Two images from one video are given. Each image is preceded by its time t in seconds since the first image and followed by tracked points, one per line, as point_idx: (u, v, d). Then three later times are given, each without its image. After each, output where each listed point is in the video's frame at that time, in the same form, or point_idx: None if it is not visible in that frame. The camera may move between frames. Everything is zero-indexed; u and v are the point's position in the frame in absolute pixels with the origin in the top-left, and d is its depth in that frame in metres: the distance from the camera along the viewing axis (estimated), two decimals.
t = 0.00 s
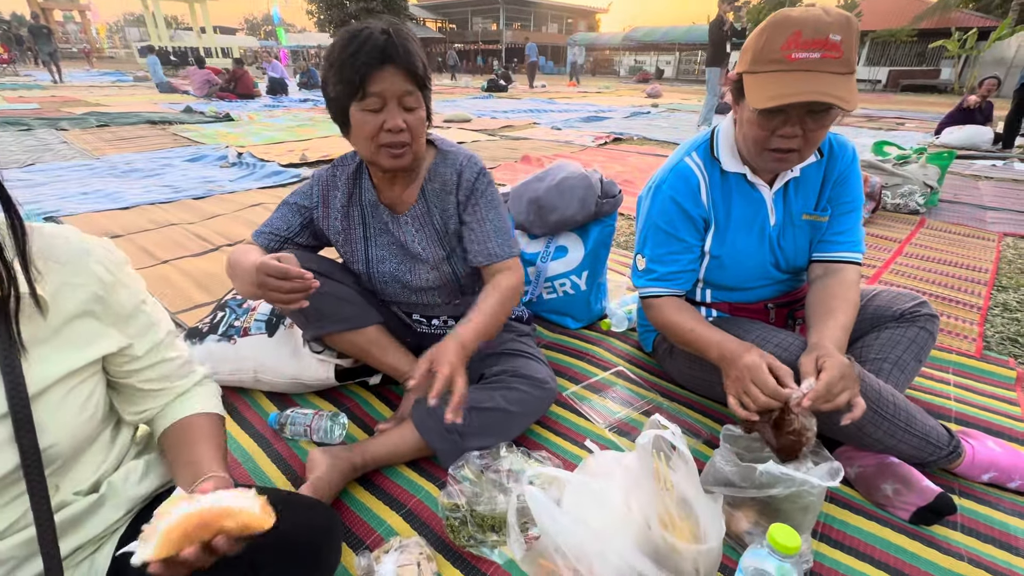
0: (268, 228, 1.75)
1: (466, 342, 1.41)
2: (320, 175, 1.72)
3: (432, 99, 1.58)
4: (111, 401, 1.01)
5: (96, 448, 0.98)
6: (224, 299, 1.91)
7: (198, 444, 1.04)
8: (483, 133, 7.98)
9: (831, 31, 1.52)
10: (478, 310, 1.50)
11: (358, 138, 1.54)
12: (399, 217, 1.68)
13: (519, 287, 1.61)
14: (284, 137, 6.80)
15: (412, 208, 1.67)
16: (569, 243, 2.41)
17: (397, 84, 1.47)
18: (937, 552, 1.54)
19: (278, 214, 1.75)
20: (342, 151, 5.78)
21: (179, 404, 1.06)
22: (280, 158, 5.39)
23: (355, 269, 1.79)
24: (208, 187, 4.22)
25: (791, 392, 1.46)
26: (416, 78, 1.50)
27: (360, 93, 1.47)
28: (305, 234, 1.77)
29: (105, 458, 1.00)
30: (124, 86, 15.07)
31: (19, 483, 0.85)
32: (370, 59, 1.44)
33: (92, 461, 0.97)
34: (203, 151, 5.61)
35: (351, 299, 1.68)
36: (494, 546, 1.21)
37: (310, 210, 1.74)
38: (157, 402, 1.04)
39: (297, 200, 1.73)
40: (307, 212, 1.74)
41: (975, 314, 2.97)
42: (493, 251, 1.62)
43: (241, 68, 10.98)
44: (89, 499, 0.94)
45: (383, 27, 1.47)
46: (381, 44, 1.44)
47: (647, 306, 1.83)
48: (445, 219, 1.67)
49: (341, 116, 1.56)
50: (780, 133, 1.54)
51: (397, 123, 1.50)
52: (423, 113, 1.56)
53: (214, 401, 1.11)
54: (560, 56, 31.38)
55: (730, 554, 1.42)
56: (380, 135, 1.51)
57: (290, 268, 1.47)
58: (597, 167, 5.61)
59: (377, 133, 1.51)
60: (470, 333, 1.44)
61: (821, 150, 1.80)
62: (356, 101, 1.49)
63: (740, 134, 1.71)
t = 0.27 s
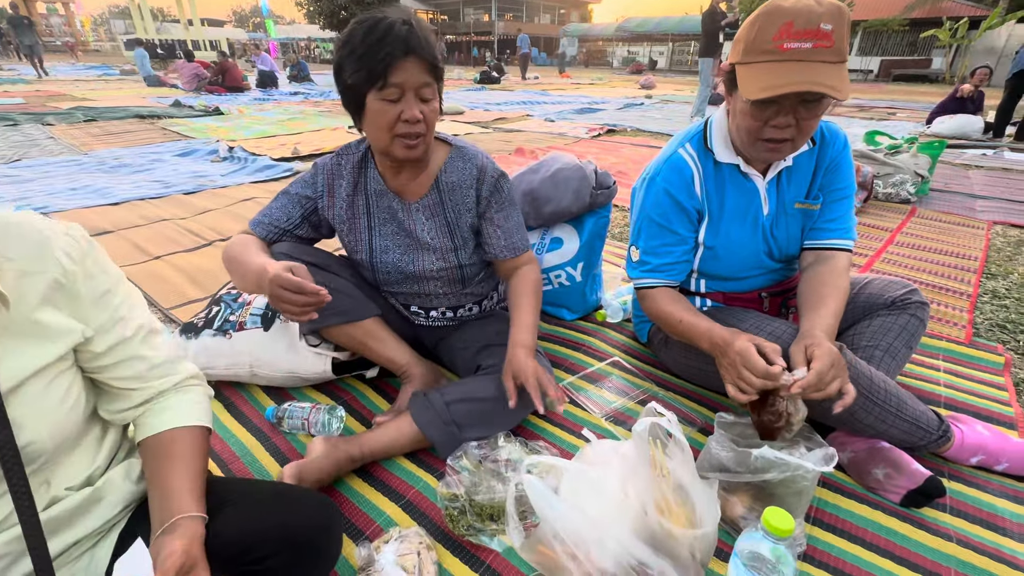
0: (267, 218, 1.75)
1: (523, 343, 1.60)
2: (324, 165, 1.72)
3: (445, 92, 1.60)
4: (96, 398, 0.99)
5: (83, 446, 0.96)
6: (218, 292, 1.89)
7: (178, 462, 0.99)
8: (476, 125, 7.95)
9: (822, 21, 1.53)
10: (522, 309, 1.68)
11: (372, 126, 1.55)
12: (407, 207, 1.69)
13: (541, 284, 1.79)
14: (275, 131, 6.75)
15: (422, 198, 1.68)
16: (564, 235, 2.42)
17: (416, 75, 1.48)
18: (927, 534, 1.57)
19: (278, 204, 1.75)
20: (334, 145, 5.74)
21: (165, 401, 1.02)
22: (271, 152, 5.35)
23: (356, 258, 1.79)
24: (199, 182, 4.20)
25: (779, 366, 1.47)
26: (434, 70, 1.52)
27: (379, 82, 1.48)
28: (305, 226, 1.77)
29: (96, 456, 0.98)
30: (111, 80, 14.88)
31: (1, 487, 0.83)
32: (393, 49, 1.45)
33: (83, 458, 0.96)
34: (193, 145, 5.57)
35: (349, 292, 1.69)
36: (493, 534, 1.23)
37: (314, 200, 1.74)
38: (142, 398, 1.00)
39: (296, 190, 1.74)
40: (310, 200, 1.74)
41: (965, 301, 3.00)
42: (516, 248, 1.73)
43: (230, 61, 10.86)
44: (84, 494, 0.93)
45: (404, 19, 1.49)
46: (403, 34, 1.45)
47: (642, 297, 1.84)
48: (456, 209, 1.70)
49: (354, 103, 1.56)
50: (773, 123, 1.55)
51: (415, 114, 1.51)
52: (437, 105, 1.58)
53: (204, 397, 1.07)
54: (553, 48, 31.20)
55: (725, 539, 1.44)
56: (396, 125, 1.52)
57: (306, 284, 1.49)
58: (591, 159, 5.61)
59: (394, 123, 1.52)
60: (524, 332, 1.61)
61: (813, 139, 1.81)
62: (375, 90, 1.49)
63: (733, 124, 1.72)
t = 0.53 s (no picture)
0: (243, 210, 1.68)
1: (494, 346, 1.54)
2: (306, 153, 1.67)
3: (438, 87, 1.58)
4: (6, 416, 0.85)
5: None
6: (187, 289, 1.85)
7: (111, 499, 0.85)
8: (459, 117, 7.88)
9: (799, 9, 1.51)
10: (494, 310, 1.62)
11: (361, 117, 1.53)
12: (389, 196, 1.67)
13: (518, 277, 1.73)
14: (253, 124, 6.63)
15: (404, 188, 1.67)
16: (544, 227, 2.39)
17: (412, 69, 1.46)
18: (904, 521, 1.58)
19: (255, 194, 1.68)
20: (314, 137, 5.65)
21: (76, 431, 0.83)
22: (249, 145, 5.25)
23: (334, 248, 1.76)
24: (174, 176, 4.09)
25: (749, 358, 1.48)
26: (429, 65, 1.50)
27: (374, 73, 1.45)
28: (284, 217, 1.71)
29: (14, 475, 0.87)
30: (84, 71, 14.50)
31: None
32: (390, 42, 1.43)
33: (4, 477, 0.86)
34: (168, 138, 5.44)
35: (325, 288, 1.66)
36: (470, 532, 1.22)
37: (296, 187, 1.68)
38: (44, 428, 0.82)
39: (275, 181, 1.67)
40: (290, 187, 1.68)
41: (941, 289, 3.05)
42: (496, 242, 1.71)
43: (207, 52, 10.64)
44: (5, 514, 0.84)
45: (402, 12, 1.47)
46: (400, 29, 1.44)
47: (623, 289, 1.83)
48: (440, 199, 1.69)
49: (345, 92, 1.53)
50: (752, 113, 1.54)
51: (406, 108, 1.49)
52: (429, 100, 1.56)
53: (130, 425, 0.87)
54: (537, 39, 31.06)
55: (703, 529, 1.44)
56: (386, 119, 1.50)
57: (309, 330, 1.53)
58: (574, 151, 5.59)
59: (385, 116, 1.49)
60: (495, 331, 1.58)
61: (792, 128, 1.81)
62: (367, 81, 1.47)
63: (711, 113, 1.71)
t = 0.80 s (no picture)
0: (197, 171, 1.55)
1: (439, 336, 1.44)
2: (268, 111, 1.56)
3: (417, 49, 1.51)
4: None
5: None
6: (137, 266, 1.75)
7: None
8: (435, 98, 7.71)
9: None
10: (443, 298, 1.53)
11: (335, 77, 1.44)
12: (354, 162, 1.59)
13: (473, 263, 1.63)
14: (220, 104, 6.39)
15: (369, 154, 1.59)
16: (517, 199, 2.32)
17: (394, 28, 1.38)
18: (876, 485, 1.58)
19: (212, 158, 1.55)
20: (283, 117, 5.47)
21: None
22: (214, 125, 5.06)
23: (293, 216, 1.68)
24: (134, 156, 3.92)
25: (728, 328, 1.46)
26: (410, 25, 1.42)
27: (353, 29, 1.35)
28: (244, 180, 1.59)
29: None
30: (41, 52, 13.86)
31: None
32: None
33: None
34: (129, 118, 5.22)
35: (284, 260, 1.58)
36: (435, 509, 1.17)
37: (260, 148, 1.57)
38: None
39: (236, 150, 1.54)
40: (252, 152, 1.56)
41: (915, 262, 3.06)
42: (452, 219, 1.62)
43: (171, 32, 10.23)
44: None
45: None
46: None
47: (595, 258, 1.78)
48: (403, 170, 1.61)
49: (316, 48, 1.43)
50: (726, 70, 1.48)
51: (386, 68, 1.42)
52: (407, 63, 1.48)
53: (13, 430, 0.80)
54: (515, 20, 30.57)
55: (674, 498, 1.42)
56: (364, 79, 1.42)
57: (286, 331, 1.49)
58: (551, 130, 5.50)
59: (362, 76, 1.41)
60: (449, 305, 1.50)
61: (768, 90, 1.76)
62: (343, 37, 1.37)
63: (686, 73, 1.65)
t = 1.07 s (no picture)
0: (158, 165, 1.48)
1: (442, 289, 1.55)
2: (233, 103, 1.49)
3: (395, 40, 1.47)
4: None
5: None
6: (98, 266, 1.68)
7: None
8: (413, 92, 7.61)
9: None
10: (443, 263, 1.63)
11: (315, 71, 1.38)
12: (329, 157, 1.54)
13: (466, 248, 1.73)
14: (191, 98, 6.21)
15: (345, 149, 1.55)
16: (497, 193, 2.28)
17: (376, 22, 1.34)
18: (855, 476, 1.59)
19: (172, 152, 1.48)
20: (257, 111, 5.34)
21: None
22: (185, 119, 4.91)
23: (261, 212, 1.61)
24: (99, 151, 3.78)
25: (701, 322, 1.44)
26: (391, 17, 1.38)
27: (336, 24, 1.30)
28: (208, 176, 1.53)
29: None
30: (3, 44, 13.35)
31: None
32: None
33: None
34: (95, 111, 5.04)
35: (252, 257, 1.53)
36: (412, 513, 1.14)
37: (226, 143, 1.50)
38: None
39: (198, 144, 1.48)
40: (216, 146, 1.49)
41: (890, 253, 3.10)
42: (448, 213, 1.69)
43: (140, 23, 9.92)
44: None
45: None
46: None
47: (575, 252, 1.75)
48: (384, 167, 1.59)
49: (292, 40, 1.35)
50: (705, 60, 1.46)
51: (369, 63, 1.38)
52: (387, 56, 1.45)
53: None
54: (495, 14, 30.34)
55: (655, 494, 1.41)
56: (347, 74, 1.38)
57: (241, 331, 1.42)
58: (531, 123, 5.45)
59: (346, 72, 1.37)
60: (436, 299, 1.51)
61: (747, 81, 1.75)
62: (327, 31, 1.31)
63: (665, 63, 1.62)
